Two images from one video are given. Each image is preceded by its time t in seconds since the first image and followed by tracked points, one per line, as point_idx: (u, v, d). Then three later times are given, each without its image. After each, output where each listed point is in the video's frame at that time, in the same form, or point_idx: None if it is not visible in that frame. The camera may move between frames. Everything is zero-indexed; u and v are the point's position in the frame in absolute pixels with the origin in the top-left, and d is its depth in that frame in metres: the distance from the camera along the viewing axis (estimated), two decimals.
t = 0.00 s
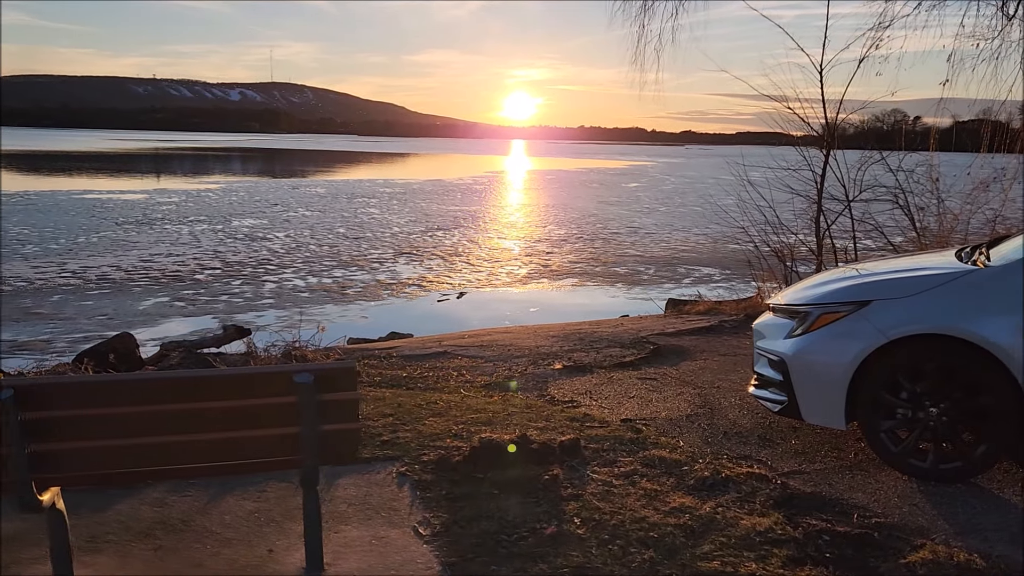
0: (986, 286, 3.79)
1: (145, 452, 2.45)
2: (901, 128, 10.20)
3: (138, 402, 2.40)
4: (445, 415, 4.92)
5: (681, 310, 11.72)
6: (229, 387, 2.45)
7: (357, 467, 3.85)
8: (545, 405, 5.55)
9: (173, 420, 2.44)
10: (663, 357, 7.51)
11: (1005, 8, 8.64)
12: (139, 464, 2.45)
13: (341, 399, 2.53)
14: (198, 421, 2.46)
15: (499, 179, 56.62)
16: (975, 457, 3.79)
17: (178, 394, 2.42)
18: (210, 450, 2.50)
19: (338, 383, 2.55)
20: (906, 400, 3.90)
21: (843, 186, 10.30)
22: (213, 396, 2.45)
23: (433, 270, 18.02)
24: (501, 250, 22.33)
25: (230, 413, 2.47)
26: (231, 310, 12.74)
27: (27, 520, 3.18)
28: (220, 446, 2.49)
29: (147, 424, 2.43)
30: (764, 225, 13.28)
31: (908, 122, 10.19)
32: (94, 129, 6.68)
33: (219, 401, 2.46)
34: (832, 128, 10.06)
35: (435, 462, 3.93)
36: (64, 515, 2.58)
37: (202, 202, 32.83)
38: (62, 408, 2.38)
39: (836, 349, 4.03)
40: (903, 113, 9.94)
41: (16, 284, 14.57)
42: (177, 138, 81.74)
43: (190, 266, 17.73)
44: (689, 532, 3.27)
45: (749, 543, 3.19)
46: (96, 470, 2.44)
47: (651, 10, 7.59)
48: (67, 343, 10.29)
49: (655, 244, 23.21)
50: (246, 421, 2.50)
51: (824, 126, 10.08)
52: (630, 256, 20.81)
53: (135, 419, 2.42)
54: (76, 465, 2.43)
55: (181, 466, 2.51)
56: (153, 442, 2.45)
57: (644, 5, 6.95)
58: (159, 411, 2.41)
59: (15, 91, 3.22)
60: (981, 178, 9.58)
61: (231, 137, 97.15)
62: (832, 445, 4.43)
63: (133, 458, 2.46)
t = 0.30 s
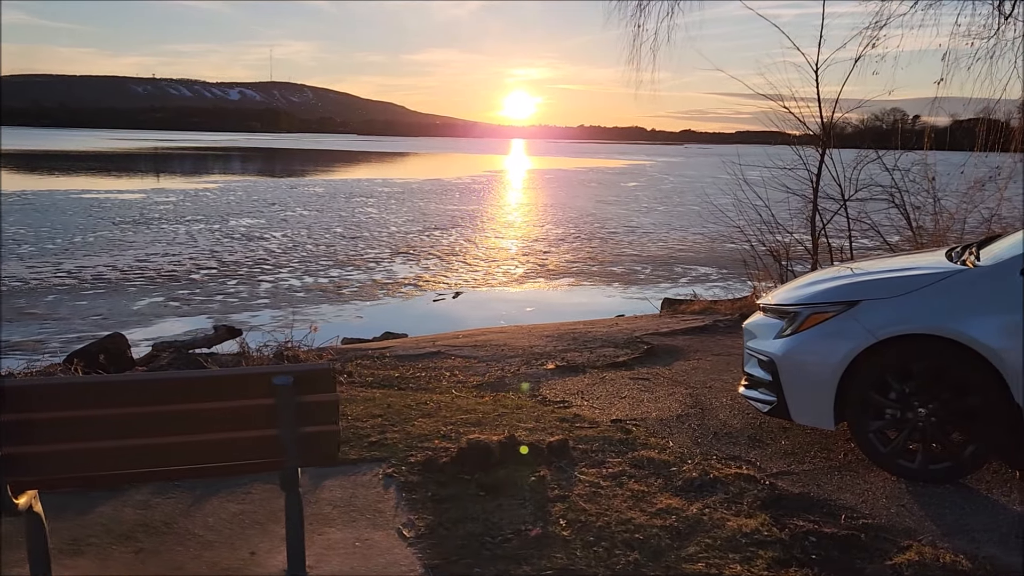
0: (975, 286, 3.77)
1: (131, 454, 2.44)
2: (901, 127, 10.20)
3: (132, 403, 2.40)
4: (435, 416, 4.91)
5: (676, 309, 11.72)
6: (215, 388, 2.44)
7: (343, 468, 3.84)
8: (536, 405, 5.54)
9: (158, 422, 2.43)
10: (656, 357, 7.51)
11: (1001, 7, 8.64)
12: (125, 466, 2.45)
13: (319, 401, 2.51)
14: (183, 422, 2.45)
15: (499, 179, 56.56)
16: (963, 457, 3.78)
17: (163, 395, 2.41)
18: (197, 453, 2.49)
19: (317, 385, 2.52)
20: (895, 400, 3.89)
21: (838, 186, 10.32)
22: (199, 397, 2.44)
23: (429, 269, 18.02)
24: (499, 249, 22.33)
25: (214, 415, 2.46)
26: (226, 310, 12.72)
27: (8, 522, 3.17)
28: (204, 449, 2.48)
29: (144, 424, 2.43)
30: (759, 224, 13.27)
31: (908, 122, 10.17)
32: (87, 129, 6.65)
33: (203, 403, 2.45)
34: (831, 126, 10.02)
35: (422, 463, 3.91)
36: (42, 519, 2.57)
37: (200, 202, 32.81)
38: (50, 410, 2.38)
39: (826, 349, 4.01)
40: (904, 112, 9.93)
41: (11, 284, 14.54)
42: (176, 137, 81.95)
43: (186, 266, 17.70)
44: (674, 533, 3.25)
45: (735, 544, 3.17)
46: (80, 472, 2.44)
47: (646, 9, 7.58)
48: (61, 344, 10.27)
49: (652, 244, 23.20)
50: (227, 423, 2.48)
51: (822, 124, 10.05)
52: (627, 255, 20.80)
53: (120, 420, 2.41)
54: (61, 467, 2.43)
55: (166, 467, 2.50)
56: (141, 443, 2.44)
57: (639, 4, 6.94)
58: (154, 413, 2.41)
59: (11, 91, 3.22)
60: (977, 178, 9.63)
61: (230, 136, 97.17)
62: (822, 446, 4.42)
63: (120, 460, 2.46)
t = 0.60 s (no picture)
0: (965, 285, 3.76)
1: (127, 454, 2.45)
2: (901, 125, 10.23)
3: (132, 402, 2.41)
4: (427, 416, 4.90)
5: (672, 309, 11.73)
6: (205, 386, 2.44)
7: (332, 469, 3.83)
8: (529, 405, 5.53)
9: (148, 422, 2.43)
10: (651, 356, 7.50)
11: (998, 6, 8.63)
12: (121, 466, 2.45)
13: (302, 402, 2.50)
14: (174, 423, 2.45)
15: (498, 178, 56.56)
16: (953, 457, 3.77)
17: (154, 395, 2.41)
18: (194, 453, 2.49)
19: (302, 385, 2.51)
20: (885, 401, 3.88)
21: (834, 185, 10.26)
22: (190, 397, 2.44)
23: (427, 269, 18.02)
24: (497, 248, 22.33)
25: (204, 415, 2.46)
26: (223, 310, 12.71)
27: None
28: (198, 449, 2.48)
29: (147, 423, 2.44)
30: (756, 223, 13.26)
31: (910, 121, 10.22)
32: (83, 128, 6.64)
33: (193, 402, 2.45)
34: (830, 125, 10.02)
35: (411, 463, 3.90)
36: (24, 522, 2.57)
37: (198, 202, 32.80)
38: (46, 410, 2.37)
39: (816, 349, 3.99)
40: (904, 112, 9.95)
41: (7, 284, 14.53)
42: (175, 137, 81.98)
43: (183, 266, 17.69)
44: (663, 534, 3.24)
45: (723, 545, 3.16)
46: (75, 473, 2.43)
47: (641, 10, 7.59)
48: (56, 344, 10.26)
49: (650, 243, 23.19)
50: (214, 422, 2.47)
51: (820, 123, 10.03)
52: (625, 255, 20.80)
53: (112, 420, 2.41)
54: (57, 467, 2.43)
55: (162, 467, 2.50)
56: (140, 443, 2.45)
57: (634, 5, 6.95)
58: (155, 412, 2.42)
59: (11, 91, 3.22)
60: (973, 177, 9.58)
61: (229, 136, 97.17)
62: (813, 446, 4.41)
63: (116, 459, 2.46)
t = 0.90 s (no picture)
0: (954, 284, 3.75)
1: (112, 454, 2.45)
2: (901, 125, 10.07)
3: (116, 402, 2.40)
4: (416, 416, 4.89)
5: (668, 308, 11.73)
6: (186, 386, 2.42)
7: (319, 469, 3.82)
8: (520, 405, 5.53)
9: (131, 423, 2.42)
10: (644, 356, 7.50)
11: (994, 5, 8.61)
12: (109, 465, 2.45)
13: (280, 402, 2.49)
14: (156, 423, 2.44)
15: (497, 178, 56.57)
16: (941, 457, 3.77)
17: (139, 394, 2.39)
18: (177, 453, 2.48)
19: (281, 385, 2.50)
20: (873, 400, 3.87)
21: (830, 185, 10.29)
22: (171, 397, 2.42)
23: (424, 268, 18.01)
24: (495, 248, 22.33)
25: (185, 415, 2.44)
26: (219, 310, 12.71)
27: None
28: (180, 448, 2.47)
29: (132, 424, 2.43)
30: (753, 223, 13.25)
31: (910, 121, 10.03)
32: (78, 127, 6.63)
33: (174, 401, 2.43)
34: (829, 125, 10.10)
35: (398, 463, 3.89)
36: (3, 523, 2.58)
37: (197, 201, 32.80)
38: (37, 409, 2.37)
39: (805, 348, 3.98)
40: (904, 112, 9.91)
41: (4, 284, 14.53)
42: (175, 136, 81.97)
43: (180, 265, 17.68)
44: (647, 534, 3.23)
45: (707, 545, 3.15)
46: (64, 472, 2.44)
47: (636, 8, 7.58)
48: (51, 344, 10.26)
49: (648, 243, 23.17)
50: (194, 422, 2.46)
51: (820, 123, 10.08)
52: (622, 254, 20.79)
53: (96, 420, 2.40)
54: (44, 467, 2.44)
55: (149, 466, 2.50)
56: (127, 442, 2.45)
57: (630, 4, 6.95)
58: (142, 412, 2.41)
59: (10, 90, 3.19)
60: (970, 176, 9.64)
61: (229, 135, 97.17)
62: (802, 445, 4.40)
63: (104, 459, 2.46)
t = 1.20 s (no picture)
0: (942, 285, 3.75)
1: (91, 453, 2.44)
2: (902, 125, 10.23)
3: (95, 402, 2.39)
4: (408, 415, 4.89)
5: (665, 308, 11.73)
6: (167, 386, 2.42)
7: (308, 469, 3.82)
8: (512, 405, 5.53)
9: (112, 424, 2.42)
10: (639, 356, 7.50)
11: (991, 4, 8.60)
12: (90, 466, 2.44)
13: (260, 402, 2.49)
14: (137, 424, 2.44)
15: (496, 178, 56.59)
16: (929, 457, 3.77)
17: (121, 395, 2.39)
18: (160, 453, 2.48)
19: (259, 385, 2.51)
20: (863, 401, 3.86)
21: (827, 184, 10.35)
22: (152, 397, 2.43)
23: (422, 268, 18.02)
24: (493, 248, 22.32)
25: (166, 416, 2.44)
26: (216, 309, 12.72)
27: None
28: (163, 449, 2.47)
29: (110, 424, 2.42)
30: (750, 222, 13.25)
31: (911, 120, 10.18)
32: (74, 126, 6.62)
33: (154, 402, 2.43)
34: (833, 125, 10.09)
35: (388, 463, 3.89)
36: None
37: (196, 201, 32.81)
38: (17, 409, 2.37)
39: (794, 348, 3.97)
40: (905, 112, 9.94)
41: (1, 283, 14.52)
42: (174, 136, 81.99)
43: (178, 265, 17.70)
44: (634, 534, 3.23)
45: (694, 545, 3.15)
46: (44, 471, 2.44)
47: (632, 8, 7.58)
48: (47, 343, 10.26)
49: (647, 243, 23.17)
50: (175, 423, 2.46)
51: (823, 123, 10.07)
52: (620, 254, 20.80)
53: (78, 421, 2.40)
54: (22, 467, 2.43)
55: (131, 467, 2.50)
56: (109, 442, 2.44)
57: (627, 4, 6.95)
58: (123, 413, 2.41)
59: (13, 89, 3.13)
60: (966, 176, 9.59)
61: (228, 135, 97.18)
62: (792, 446, 4.40)
63: (85, 460, 2.46)
